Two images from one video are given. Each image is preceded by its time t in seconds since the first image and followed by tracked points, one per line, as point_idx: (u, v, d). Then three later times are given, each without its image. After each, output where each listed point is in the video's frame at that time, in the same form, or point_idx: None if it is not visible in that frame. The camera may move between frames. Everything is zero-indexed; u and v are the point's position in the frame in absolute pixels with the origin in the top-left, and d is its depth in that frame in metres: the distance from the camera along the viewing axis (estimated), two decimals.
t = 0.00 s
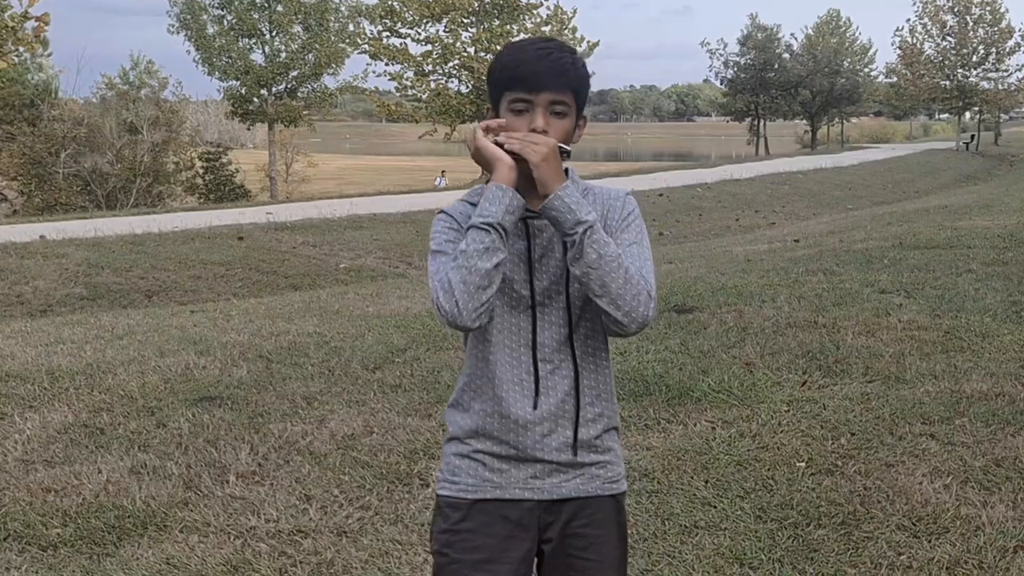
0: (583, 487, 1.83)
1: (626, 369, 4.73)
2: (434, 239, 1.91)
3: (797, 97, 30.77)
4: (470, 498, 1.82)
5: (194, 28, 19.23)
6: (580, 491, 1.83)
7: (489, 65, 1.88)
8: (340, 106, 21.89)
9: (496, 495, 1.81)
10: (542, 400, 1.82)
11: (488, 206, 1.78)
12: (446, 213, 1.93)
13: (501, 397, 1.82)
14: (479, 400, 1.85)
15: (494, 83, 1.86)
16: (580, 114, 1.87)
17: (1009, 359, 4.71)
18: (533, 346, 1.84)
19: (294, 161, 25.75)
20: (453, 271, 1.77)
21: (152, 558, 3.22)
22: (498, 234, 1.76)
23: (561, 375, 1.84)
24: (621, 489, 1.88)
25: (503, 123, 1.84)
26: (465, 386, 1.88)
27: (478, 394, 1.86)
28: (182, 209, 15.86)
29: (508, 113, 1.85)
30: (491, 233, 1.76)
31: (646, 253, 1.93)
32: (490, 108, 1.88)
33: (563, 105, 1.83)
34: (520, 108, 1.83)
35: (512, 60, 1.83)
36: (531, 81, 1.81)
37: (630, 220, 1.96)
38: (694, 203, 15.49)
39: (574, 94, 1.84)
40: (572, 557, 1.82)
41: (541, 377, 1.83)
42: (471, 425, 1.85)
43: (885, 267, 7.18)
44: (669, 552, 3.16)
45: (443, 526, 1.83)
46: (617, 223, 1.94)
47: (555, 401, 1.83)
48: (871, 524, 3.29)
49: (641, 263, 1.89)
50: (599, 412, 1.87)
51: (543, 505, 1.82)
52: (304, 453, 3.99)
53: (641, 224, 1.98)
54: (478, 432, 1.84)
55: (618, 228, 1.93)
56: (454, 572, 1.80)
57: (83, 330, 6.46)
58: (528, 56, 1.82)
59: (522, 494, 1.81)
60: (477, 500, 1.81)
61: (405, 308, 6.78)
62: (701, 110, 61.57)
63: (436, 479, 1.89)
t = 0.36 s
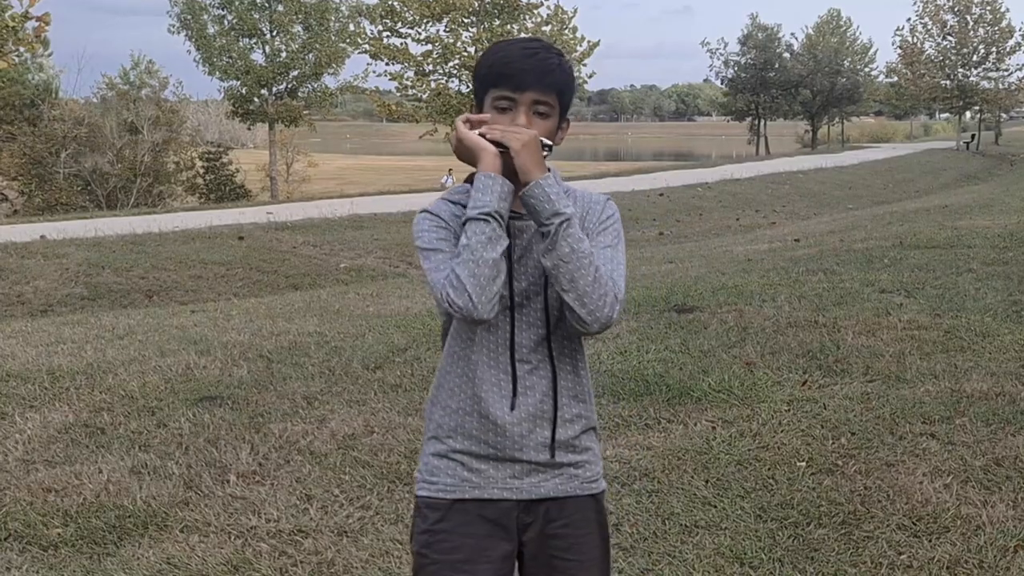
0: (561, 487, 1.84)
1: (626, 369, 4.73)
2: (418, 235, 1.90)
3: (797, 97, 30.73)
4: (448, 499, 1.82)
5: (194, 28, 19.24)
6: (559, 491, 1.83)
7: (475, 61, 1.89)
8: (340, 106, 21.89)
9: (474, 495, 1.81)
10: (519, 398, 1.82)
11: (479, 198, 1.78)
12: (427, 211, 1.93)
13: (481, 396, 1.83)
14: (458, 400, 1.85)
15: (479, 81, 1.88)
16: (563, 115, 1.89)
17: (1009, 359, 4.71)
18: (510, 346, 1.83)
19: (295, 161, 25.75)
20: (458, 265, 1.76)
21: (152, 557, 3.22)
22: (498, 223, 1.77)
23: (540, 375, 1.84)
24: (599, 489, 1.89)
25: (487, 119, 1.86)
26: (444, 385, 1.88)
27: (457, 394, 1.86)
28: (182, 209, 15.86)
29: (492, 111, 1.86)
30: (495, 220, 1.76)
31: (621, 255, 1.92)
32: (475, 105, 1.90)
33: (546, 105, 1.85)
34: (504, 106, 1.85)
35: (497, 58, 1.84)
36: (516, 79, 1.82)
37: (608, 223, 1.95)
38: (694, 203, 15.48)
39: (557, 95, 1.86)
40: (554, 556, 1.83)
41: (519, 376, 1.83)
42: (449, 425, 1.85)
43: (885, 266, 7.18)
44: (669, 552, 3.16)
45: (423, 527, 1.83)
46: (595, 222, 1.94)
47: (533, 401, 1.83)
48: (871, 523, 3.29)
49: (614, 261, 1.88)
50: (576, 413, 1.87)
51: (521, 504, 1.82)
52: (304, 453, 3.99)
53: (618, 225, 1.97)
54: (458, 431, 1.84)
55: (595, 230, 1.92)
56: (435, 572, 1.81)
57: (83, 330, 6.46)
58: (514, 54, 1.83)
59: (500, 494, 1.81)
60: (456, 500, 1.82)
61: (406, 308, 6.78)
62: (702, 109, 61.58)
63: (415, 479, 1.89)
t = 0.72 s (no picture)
0: (556, 488, 1.84)
1: (627, 369, 4.73)
2: (411, 237, 1.91)
3: (798, 96, 30.73)
4: (443, 498, 1.82)
5: (195, 28, 19.25)
6: (553, 492, 1.83)
7: (470, 63, 1.90)
8: (341, 105, 21.89)
9: (468, 495, 1.81)
10: (513, 399, 1.83)
11: (471, 203, 1.77)
12: (421, 212, 1.93)
13: (476, 399, 1.83)
14: (454, 399, 1.85)
15: (474, 81, 1.88)
16: (557, 117, 1.88)
17: (1010, 358, 4.71)
18: (504, 350, 1.83)
19: (296, 160, 25.76)
20: (448, 273, 1.76)
21: (153, 556, 3.22)
22: (488, 230, 1.76)
23: (534, 376, 1.84)
24: (594, 490, 1.89)
25: (480, 119, 1.85)
26: (439, 385, 1.88)
27: (453, 394, 1.86)
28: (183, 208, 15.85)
29: (486, 113, 1.86)
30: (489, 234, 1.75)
31: (613, 261, 1.92)
32: (469, 105, 1.90)
33: (539, 106, 1.84)
34: (496, 107, 1.84)
35: (491, 60, 1.84)
36: (509, 80, 1.82)
37: (602, 228, 1.95)
38: (695, 202, 15.47)
39: (551, 96, 1.86)
40: (549, 557, 1.83)
41: (513, 378, 1.83)
42: (444, 425, 1.85)
43: (886, 266, 7.19)
44: (669, 551, 3.16)
45: (418, 526, 1.83)
46: (589, 227, 1.93)
47: (527, 403, 1.83)
48: (872, 522, 3.29)
49: (604, 269, 1.88)
50: (570, 416, 1.87)
51: (516, 505, 1.82)
52: (306, 452, 3.99)
53: (613, 229, 1.97)
54: (452, 432, 1.84)
55: (588, 235, 1.92)
56: (431, 571, 1.81)
57: (84, 330, 6.46)
58: (507, 54, 1.82)
59: (495, 495, 1.81)
60: (451, 500, 1.82)
61: (407, 307, 6.78)
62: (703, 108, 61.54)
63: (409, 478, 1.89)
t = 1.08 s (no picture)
0: (556, 489, 1.84)
1: (628, 368, 4.73)
2: (410, 250, 1.89)
3: (799, 96, 30.70)
4: (443, 499, 1.82)
5: (197, 27, 19.25)
6: (553, 492, 1.84)
7: (469, 66, 1.90)
8: (343, 105, 21.87)
9: (468, 496, 1.82)
10: (512, 402, 1.83)
11: (479, 235, 1.74)
12: (416, 219, 1.92)
13: (475, 402, 1.83)
14: (453, 402, 1.85)
15: (472, 85, 1.87)
16: (554, 121, 1.88)
17: (1011, 358, 4.71)
18: (501, 352, 1.83)
19: (297, 160, 25.76)
20: (459, 300, 1.74)
21: (154, 556, 3.22)
22: (500, 261, 1.74)
23: (532, 378, 1.84)
24: (594, 491, 1.89)
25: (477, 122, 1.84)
26: (438, 388, 1.88)
27: (451, 395, 1.86)
28: (184, 207, 15.84)
29: (482, 115, 1.85)
30: (494, 253, 1.74)
31: (610, 259, 1.92)
32: (465, 109, 1.89)
33: (535, 110, 1.84)
34: (492, 109, 1.84)
35: (489, 63, 1.84)
36: (506, 83, 1.82)
37: (598, 227, 1.95)
38: (696, 202, 15.46)
39: (548, 101, 1.85)
40: (550, 556, 1.84)
41: (510, 380, 1.83)
42: (443, 427, 1.84)
43: (887, 265, 7.18)
44: (670, 551, 3.15)
45: (418, 528, 1.83)
46: (585, 228, 1.93)
47: (525, 405, 1.83)
48: (873, 522, 3.29)
49: (600, 271, 1.88)
50: (570, 416, 1.87)
51: (516, 505, 1.83)
52: (306, 452, 3.99)
53: (608, 227, 1.97)
54: (451, 434, 1.83)
55: (584, 236, 1.92)
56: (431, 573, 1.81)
57: (85, 329, 6.46)
58: (506, 58, 1.83)
59: (495, 495, 1.82)
60: (451, 501, 1.82)
61: (407, 307, 6.77)
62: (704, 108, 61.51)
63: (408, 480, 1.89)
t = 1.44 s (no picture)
0: (564, 488, 1.85)
1: (628, 369, 4.73)
2: (415, 251, 1.88)
3: (800, 96, 30.69)
4: (451, 501, 1.82)
5: (197, 28, 19.25)
6: (561, 492, 1.84)
7: (463, 67, 1.89)
8: (343, 106, 21.85)
9: (477, 498, 1.81)
10: (521, 400, 1.83)
11: (492, 232, 1.74)
12: (419, 218, 1.90)
13: (482, 402, 1.83)
14: (460, 402, 1.84)
15: (469, 85, 1.87)
16: (552, 119, 1.88)
17: (1011, 359, 4.71)
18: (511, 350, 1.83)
19: (298, 160, 25.75)
20: (476, 300, 1.74)
21: (155, 557, 3.22)
22: (512, 259, 1.75)
23: (539, 376, 1.84)
24: (599, 489, 1.90)
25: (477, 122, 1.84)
26: (445, 389, 1.87)
27: (458, 394, 1.86)
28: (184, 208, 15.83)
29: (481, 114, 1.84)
30: (509, 248, 1.74)
31: (615, 255, 1.93)
32: (463, 110, 1.89)
33: (536, 108, 1.84)
34: (493, 108, 1.83)
35: (485, 63, 1.84)
36: (505, 81, 1.82)
37: (600, 223, 1.96)
38: (697, 203, 15.46)
39: (547, 98, 1.85)
40: (556, 557, 1.84)
41: (519, 378, 1.83)
42: (451, 428, 1.84)
43: (888, 266, 7.18)
44: (671, 552, 3.15)
45: (425, 529, 1.83)
46: (589, 223, 1.94)
47: (534, 403, 1.84)
48: (874, 523, 3.29)
49: (608, 267, 1.89)
50: (576, 414, 1.88)
51: (524, 506, 1.83)
52: (307, 453, 3.99)
53: (610, 223, 1.99)
54: (459, 434, 1.83)
55: (588, 231, 1.93)
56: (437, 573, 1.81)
57: (87, 330, 6.47)
58: (503, 56, 1.83)
59: (504, 496, 1.82)
60: (459, 502, 1.81)
61: (408, 307, 6.78)
62: (705, 108, 61.49)
63: (414, 481, 1.88)
